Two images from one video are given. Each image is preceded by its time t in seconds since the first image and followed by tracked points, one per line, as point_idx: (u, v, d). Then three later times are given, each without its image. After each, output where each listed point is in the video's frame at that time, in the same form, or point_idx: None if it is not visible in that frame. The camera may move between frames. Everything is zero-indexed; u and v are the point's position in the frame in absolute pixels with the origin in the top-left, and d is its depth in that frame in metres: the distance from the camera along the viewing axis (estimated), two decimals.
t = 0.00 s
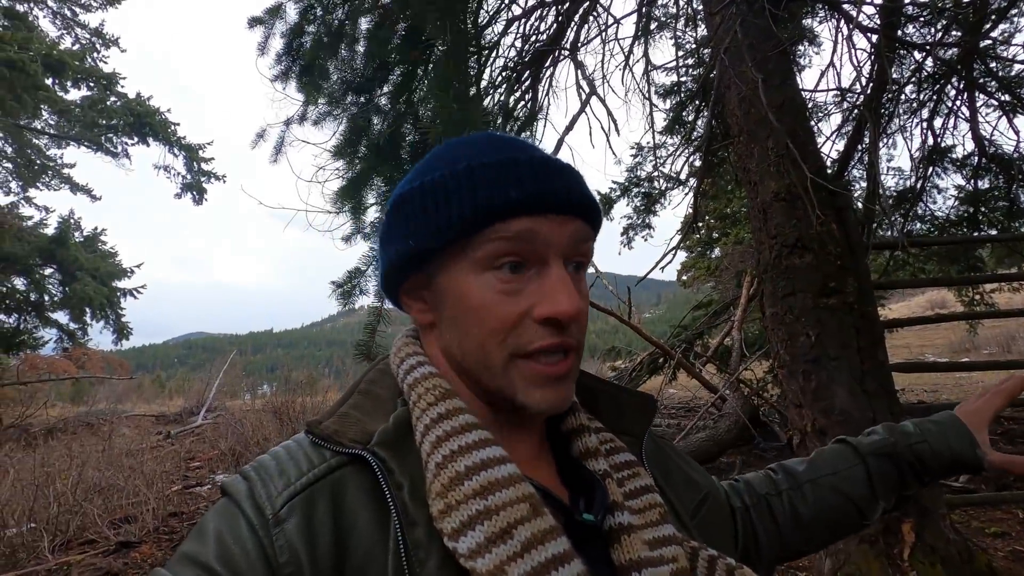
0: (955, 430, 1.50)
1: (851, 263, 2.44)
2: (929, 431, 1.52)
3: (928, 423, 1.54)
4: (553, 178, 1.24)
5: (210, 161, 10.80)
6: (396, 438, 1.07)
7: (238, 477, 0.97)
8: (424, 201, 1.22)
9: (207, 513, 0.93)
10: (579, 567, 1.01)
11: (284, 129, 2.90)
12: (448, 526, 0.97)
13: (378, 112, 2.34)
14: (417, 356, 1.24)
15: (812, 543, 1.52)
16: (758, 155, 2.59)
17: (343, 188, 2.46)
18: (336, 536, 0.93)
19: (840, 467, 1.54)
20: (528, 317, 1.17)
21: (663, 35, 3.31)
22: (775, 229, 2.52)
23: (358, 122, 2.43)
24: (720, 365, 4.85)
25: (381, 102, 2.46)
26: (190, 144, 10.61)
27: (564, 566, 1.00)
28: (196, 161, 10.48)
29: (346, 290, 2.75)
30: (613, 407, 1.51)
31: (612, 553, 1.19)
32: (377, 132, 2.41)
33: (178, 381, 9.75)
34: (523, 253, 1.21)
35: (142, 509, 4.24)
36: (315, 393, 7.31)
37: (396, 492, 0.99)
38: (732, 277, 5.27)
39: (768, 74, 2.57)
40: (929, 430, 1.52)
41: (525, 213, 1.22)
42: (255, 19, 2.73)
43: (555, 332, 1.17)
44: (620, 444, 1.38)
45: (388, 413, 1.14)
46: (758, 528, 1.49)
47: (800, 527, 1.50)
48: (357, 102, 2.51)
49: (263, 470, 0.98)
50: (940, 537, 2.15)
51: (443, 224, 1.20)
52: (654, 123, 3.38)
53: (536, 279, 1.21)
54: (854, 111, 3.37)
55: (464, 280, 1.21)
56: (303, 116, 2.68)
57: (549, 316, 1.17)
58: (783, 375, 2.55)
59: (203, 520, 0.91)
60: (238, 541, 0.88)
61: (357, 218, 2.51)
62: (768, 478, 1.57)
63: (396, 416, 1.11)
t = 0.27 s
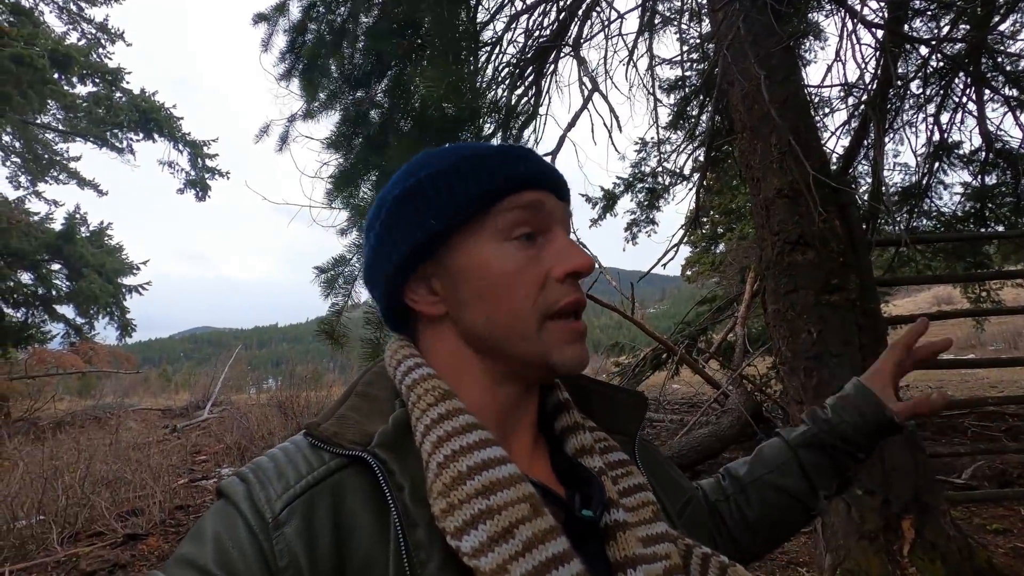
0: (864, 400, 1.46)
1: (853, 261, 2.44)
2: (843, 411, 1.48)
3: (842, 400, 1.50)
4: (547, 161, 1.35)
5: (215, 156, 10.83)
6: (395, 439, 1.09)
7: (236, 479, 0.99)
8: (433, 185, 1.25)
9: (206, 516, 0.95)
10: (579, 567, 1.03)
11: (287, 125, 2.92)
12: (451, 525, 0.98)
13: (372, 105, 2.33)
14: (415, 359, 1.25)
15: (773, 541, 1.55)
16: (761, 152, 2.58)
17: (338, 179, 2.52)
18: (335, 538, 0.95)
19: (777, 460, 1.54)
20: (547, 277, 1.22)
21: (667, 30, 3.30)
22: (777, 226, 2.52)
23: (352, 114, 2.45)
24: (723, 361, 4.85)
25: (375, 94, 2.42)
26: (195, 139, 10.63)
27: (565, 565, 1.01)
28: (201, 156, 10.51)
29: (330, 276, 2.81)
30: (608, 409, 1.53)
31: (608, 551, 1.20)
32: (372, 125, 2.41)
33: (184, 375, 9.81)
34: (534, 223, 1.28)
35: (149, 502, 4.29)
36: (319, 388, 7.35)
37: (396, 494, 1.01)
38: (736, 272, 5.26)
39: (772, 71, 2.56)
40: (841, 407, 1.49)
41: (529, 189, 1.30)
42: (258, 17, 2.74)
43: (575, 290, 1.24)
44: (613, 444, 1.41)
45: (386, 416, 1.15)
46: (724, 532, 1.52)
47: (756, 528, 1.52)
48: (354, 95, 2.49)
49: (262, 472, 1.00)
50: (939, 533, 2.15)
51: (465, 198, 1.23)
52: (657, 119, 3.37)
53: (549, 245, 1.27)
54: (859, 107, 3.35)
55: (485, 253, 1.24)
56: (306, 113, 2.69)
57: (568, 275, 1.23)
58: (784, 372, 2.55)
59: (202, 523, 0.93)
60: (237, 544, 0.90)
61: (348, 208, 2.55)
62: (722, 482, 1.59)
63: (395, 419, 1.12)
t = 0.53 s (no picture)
0: (773, 376, 1.49)
1: (860, 262, 2.43)
2: (758, 390, 1.50)
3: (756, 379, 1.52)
4: (538, 169, 1.32)
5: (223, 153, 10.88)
6: (392, 441, 1.09)
7: (230, 482, 0.99)
8: (418, 195, 1.25)
9: (201, 519, 0.94)
10: (574, 565, 1.04)
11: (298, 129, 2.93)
12: (448, 525, 0.99)
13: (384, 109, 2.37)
14: (412, 361, 1.25)
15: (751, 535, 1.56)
16: (768, 151, 2.57)
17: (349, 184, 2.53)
18: (332, 540, 0.95)
19: (726, 452, 1.55)
20: (522, 297, 1.21)
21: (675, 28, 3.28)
22: (784, 226, 2.50)
23: (364, 121, 2.49)
24: (729, 361, 4.83)
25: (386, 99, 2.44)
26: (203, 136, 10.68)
27: (560, 564, 1.02)
28: (209, 153, 10.56)
29: (336, 276, 2.83)
30: (605, 412, 1.54)
31: (604, 553, 1.20)
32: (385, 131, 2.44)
33: (191, 371, 9.89)
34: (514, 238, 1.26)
35: (156, 496, 4.33)
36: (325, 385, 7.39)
37: (393, 495, 1.02)
38: (743, 271, 5.24)
39: (780, 69, 2.54)
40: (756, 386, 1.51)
41: (513, 201, 1.28)
42: (268, 25, 2.75)
43: (549, 311, 1.21)
44: (608, 446, 1.41)
45: (383, 417, 1.15)
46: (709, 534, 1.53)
47: (730, 525, 1.53)
48: (365, 101, 2.51)
49: (257, 474, 1.00)
50: (945, 535, 2.13)
51: (442, 211, 1.23)
52: (664, 117, 3.36)
53: (528, 261, 1.26)
54: (869, 105, 3.32)
55: (460, 267, 1.23)
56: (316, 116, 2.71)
57: (543, 294, 1.21)
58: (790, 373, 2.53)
59: (197, 526, 0.93)
60: (232, 546, 0.90)
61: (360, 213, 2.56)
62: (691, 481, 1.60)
63: (391, 420, 1.12)
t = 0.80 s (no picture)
0: (762, 367, 1.48)
1: (863, 260, 2.42)
2: (749, 380, 1.49)
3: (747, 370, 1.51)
4: (528, 188, 1.22)
5: (225, 155, 10.91)
6: (385, 436, 1.09)
7: (227, 476, 0.99)
8: (413, 198, 1.23)
9: (198, 512, 0.95)
10: (564, 564, 1.03)
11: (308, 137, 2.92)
12: (434, 525, 0.98)
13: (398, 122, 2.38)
14: (406, 356, 1.25)
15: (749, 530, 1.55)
16: (771, 149, 2.56)
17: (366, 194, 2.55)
18: (325, 534, 0.95)
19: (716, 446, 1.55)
20: (495, 332, 1.17)
21: (677, 28, 3.28)
22: (787, 224, 2.49)
23: (377, 132, 2.44)
24: (732, 360, 4.81)
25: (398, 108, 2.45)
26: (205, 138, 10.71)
27: (549, 562, 1.02)
28: (211, 154, 10.58)
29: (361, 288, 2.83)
30: (607, 407, 1.53)
31: (601, 549, 1.20)
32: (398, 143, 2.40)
33: (195, 373, 9.91)
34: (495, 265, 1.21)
35: (160, 498, 4.34)
36: (328, 386, 7.39)
37: (384, 489, 1.02)
38: (746, 271, 5.22)
39: (782, 66, 2.53)
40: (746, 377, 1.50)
41: (497, 224, 1.21)
42: (278, 34, 2.75)
43: (522, 350, 1.17)
44: (609, 442, 1.40)
45: (377, 412, 1.15)
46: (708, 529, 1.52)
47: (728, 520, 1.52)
48: (377, 111, 2.50)
49: (252, 468, 1.00)
50: (952, 534, 2.12)
51: (419, 235, 1.21)
52: (666, 117, 3.36)
53: (506, 292, 1.21)
54: (871, 104, 3.31)
55: (437, 292, 1.23)
56: (326, 123, 2.70)
57: (515, 333, 1.16)
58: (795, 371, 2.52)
59: (193, 519, 0.93)
60: (228, 538, 0.90)
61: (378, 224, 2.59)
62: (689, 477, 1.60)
63: (384, 416, 1.12)
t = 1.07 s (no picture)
0: (794, 372, 1.47)
1: (868, 265, 2.42)
2: (780, 388, 1.48)
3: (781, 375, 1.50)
4: (523, 184, 1.22)
5: (228, 158, 10.95)
6: (389, 435, 1.09)
7: (232, 474, 0.99)
8: (408, 204, 1.24)
9: (204, 510, 0.95)
10: (566, 567, 1.02)
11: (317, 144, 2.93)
12: (435, 526, 0.99)
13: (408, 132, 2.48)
14: (410, 356, 1.26)
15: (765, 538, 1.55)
16: (775, 154, 2.57)
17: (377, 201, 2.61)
18: (329, 533, 0.95)
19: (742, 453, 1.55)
20: (496, 329, 1.18)
21: (681, 35, 3.30)
22: (791, 229, 2.50)
23: (389, 142, 2.55)
24: (735, 365, 4.81)
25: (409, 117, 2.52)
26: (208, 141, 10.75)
27: (551, 565, 1.01)
28: (214, 157, 10.62)
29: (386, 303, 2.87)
30: (614, 407, 1.52)
31: (606, 553, 1.21)
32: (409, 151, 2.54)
33: (197, 377, 9.91)
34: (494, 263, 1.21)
35: (162, 501, 4.33)
36: (329, 390, 7.39)
37: (388, 489, 1.02)
38: (748, 276, 5.22)
39: (786, 72, 2.54)
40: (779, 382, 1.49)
41: (492, 223, 1.21)
42: (288, 41, 2.77)
43: (521, 347, 1.17)
44: (615, 443, 1.40)
45: (382, 411, 1.15)
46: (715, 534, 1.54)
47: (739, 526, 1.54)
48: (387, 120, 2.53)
49: (257, 465, 1.00)
50: (957, 542, 2.10)
51: (417, 239, 1.22)
52: (669, 122, 3.37)
53: (506, 290, 1.21)
54: (874, 110, 3.32)
55: (437, 295, 1.23)
56: (336, 131, 2.72)
57: (517, 329, 1.16)
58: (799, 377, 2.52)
59: (199, 517, 0.94)
60: (232, 536, 0.90)
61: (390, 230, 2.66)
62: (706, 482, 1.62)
63: (389, 415, 1.12)
